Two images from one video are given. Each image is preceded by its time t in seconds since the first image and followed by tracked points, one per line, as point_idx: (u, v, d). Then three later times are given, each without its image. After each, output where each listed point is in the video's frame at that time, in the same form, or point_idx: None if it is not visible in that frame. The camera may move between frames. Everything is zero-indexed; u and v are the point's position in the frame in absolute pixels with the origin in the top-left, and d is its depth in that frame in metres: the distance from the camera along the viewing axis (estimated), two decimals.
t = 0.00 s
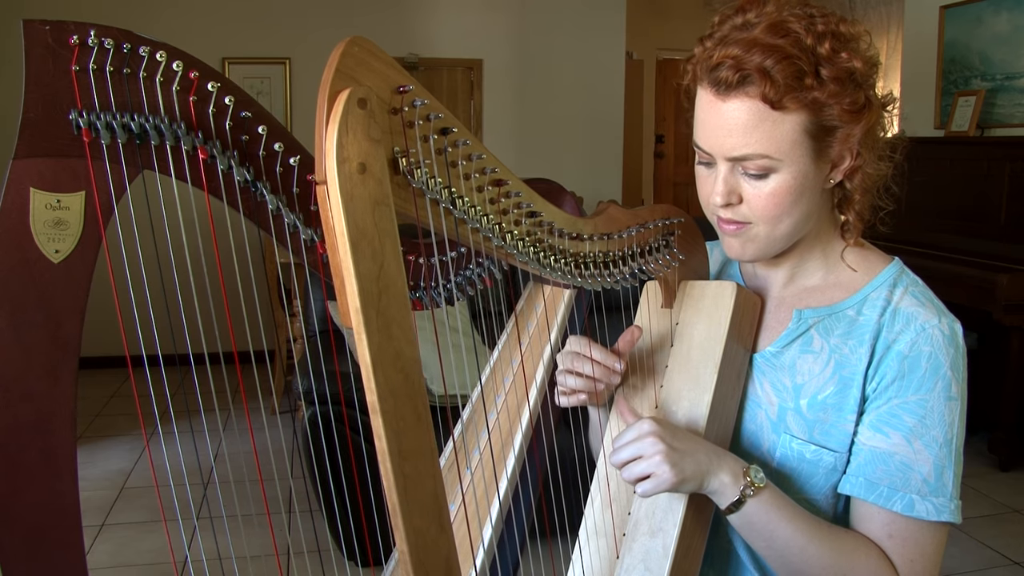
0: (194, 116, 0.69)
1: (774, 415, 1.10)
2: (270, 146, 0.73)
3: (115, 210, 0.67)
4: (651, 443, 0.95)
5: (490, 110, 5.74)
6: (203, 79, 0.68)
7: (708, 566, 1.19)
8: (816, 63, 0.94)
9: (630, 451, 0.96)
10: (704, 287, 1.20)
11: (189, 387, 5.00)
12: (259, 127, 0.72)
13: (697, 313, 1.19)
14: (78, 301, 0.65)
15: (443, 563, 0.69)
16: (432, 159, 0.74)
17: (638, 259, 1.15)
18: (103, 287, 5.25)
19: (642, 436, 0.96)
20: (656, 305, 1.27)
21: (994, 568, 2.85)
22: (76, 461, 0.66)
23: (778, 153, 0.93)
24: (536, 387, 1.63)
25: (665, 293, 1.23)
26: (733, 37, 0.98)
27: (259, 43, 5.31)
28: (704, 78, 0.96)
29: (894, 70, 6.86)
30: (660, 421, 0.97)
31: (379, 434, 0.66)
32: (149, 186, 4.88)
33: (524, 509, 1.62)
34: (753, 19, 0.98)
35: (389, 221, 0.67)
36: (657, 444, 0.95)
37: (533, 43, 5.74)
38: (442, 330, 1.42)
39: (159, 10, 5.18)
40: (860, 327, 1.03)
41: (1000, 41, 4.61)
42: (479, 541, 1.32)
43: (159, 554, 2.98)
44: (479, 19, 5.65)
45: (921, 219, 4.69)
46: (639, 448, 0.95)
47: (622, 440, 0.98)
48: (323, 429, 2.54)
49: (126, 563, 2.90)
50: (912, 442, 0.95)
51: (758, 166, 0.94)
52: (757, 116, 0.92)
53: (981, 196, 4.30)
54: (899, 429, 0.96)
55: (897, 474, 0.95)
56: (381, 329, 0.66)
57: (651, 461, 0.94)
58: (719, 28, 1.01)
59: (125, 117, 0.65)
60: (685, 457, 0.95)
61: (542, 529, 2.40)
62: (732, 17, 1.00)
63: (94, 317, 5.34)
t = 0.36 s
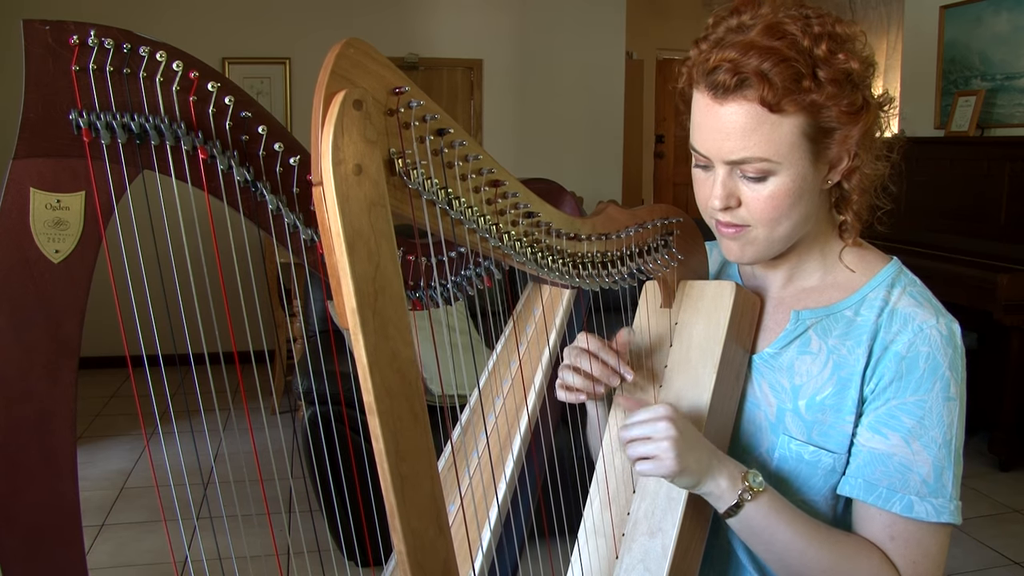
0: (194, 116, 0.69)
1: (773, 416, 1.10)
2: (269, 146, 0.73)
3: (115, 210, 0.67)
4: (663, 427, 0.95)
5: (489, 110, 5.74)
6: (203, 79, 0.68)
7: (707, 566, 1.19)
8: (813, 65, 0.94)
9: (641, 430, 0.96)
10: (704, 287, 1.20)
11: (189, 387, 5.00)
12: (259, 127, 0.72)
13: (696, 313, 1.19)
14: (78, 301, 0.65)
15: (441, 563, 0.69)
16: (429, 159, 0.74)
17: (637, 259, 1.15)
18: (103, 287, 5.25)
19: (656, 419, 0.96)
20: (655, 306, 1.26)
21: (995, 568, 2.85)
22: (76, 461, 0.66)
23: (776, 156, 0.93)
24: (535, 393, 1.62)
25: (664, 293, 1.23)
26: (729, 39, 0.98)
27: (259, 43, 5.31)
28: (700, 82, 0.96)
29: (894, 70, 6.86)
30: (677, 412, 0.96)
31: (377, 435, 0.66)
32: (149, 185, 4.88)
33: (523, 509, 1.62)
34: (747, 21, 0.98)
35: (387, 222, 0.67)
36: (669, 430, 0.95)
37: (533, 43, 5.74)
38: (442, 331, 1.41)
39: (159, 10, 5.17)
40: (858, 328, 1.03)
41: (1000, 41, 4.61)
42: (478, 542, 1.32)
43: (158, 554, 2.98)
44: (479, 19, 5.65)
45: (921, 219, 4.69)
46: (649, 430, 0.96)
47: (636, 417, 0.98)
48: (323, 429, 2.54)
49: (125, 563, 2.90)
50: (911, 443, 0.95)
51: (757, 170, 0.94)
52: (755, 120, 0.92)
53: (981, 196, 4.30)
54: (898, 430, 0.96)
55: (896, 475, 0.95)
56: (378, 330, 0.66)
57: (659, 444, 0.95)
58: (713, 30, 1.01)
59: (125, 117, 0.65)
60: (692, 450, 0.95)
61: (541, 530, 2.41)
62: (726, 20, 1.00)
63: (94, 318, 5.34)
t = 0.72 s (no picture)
0: (194, 116, 0.69)
1: (774, 416, 1.11)
2: (269, 146, 0.73)
3: (115, 210, 0.67)
4: (650, 438, 0.94)
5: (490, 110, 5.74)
6: (203, 79, 0.68)
7: (707, 566, 1.19)
8: (825, 54, 0.94)
9: (625, 440, 0.95)
10: (704, 287, 1.20)
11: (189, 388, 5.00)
12: (259, 127, 0.72)
13: (696, 313, 1.19)
14: (78, 301, 0.65)
15: (441, 563, 0.69)
16: (429, 159, 0.74)
17: (637, 259, 1.15)
18: (103, 288, 5.25)
19: (640, 430, 0.95)
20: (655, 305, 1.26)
21: (995, 568, 2.85)
22: (76, 461, 0.66)
23: (793, 143, 0.92)
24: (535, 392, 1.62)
25: (664, 293, 1.23)
26: (738, 31, 0.97)
27: (259, 43, 5.31)
28: (714, 73, 0.96)
29: (893, 70, 6.86)
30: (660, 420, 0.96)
31: (376, 435, 0.66)
32: (149, 185, 4.88)
33: (523, 509, 1.63)
34: (754, 16, 0.98)
35: (386, 221, 0.67)
36: (656, 442, 0.94)
37: (533, 43, 5.74)
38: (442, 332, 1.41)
39: (159, 9, 5.17)
40: (859, 327, 1.03)
41: (1000, 41, 4.61)
42: (478, 542, 1.32)
43: (158, 554, 2.98)
44: (479, 19, 5.65)
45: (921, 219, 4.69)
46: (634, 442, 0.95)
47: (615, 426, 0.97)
48: (323, 429, 2.54)
49: (126, 563, 2.90)
50: (912, 442, 0.95)
51: (774, 157, 0.93)
52: (773, 106, 0.92)
53: (981, 196, 4.30)
54: (899, 429, 0.96)
55: (896, 474, 0.95)
56: (377, 330, 0.66)
57: (648, 456, 0.94)
58: (717, 27, 1.01)
59: (125, 117, 0.65)
60: (681, 460, 0.95)
61: (541, 530, 2.41)
62: (729, 16, 1.00)
63: (94, 318, 5.34)
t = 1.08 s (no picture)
0: (194, 116, 0.69)
1: (773, 415, 1.10)
2: (269, 146, 0.73)
3: (115, 210, 0.67)
4: (628, 443, 0.96)
5: (490, 110, 5.74)
6: (202, 79, 0.68)
7: (708, 566, 1.19)
8: (837, 51, 0.94)
9: (607, 451, 0.97)
10: (703, 287, 1.20)
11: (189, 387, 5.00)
12: (259, 127, 0.72)
13: (696, 313, 1.19)
14: (77, 300, 0.65)
15: (441, 563, 0.69)
16: (429, 159, 0.74)
17: (637, 259, 1.15)
18: (104, 287, 5.25)
19: (620, 439, 0.96)
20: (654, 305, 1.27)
21: (994, 568, 2.85)
22: (76, 460, 0.66)
23: (802, 137, 0.93)
24: (535, 392, 1.62)
25: (663, 293, 1.23)
26: (751, 24, 0.97)
27: (259, 43, 5.31)
28: (727, 64, 0.95)
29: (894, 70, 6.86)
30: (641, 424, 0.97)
31: (377, 434, 0.66)
32: (149, 185, 4.88)
33: (523, 509, 1.63)
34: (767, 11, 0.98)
35: (387, 219, 0.67)
36: (634, 446, 0.95)
37: (533, 43, 5.74)
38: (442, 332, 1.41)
39: (159, 9, 5.17)
40: (859, 326, 1.03)
41: (1000, 41, 4.61)
42: (479, 542, 1.32)
43: (158, 554, 2.98)
44: (479, 19, 5.65)
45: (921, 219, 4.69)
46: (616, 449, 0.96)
47: (601, 439, 0.98)
48: (323, 429, 2.54)
49: (126, 563, 2.90)
50: (912, 438, 0.95)
51: (782, 150, 0.93)
52: (784, 99, 0.92)
53: (981, 196, 4.30)
54: (899, 426, 0.96)
55: (897, 470, 0.95)
56: (379, 329, 0.66)
57: (626, 460, 0.95)
58: (728, 21, 1.00)
59: (125, 117, 0.65)
60: (664, 460, 0.95)
61: (541, 529, 2.41)
62: (742, 11, 1.00)
63: (94, 318, 5.34)
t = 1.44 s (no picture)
0: (194, 116, 0.69)
1: (773, 415, 1.11)
2: (269, 146, 0.73)
3: (115, 210, 0.67)
4: (617, 474, 0.88)
5: (489, 110, 5.74)
6: (203, 79, 0.68)
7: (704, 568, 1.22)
8: (838, 58, 0.94)
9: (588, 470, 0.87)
10: (701, 288, 1.20)
11: (189, 387, 5.01)
12: (259, 127, 0.72)
13: (694, 313, 1.19)
14: (78, 300, 0.65)
15: (441, 562, 0.69)
16: (428, 158, 0.73)
17: (635, 259, 1.15)
18: (104, 287, 5.26)
19: (607, 462, 0.88)
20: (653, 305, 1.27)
21: (994, 568, 2.85)
22: (76, 461, 0.66)
23: (798, 144, 0.93)
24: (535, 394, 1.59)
25: (661, 293, 1.23)
26: (755, 27, 0.97)
27: (259, 43, 5.31)
28: (727, 67, 0.96)
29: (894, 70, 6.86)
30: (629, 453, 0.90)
31: (376, 434, 0.66)
32: (149, 184, 4.87)
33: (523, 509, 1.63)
34: (773, 13, 0.98)
35: (386, 220, 0.67)
36: (624, 477, 0.88)
37: (533, 43, 5.74)
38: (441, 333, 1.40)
39: (159, 9, 5.17)
40: (860, 328, 1.03)
41: (1000, 41, 4.61)
42: (479, 543, 1.32)
43: (158, 554, 2.98)
44: (479, 19, 5.66)
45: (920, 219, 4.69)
46: (599, 473, 0.87)
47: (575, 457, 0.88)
48: (323, 429, 2.54)
49: (126, 563, 2.90)
50: (906, 442, 0.95)
51: (777, 156, 0.93)
52: (780, 106, 0.92)
53: (981, 196, 4.30)
54: (893, 429, 0.96)
55: (889, 474, 0.95)
56: (377, 328, 0.66)
57: (609, 491, 0.87)
58: (735, 21, 1.01)
59: (125, 117, 0.65)
60: (645, 495, 0.90)
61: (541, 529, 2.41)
62: (749, 10, 1.00)
63: (94, 317, 5.35)
